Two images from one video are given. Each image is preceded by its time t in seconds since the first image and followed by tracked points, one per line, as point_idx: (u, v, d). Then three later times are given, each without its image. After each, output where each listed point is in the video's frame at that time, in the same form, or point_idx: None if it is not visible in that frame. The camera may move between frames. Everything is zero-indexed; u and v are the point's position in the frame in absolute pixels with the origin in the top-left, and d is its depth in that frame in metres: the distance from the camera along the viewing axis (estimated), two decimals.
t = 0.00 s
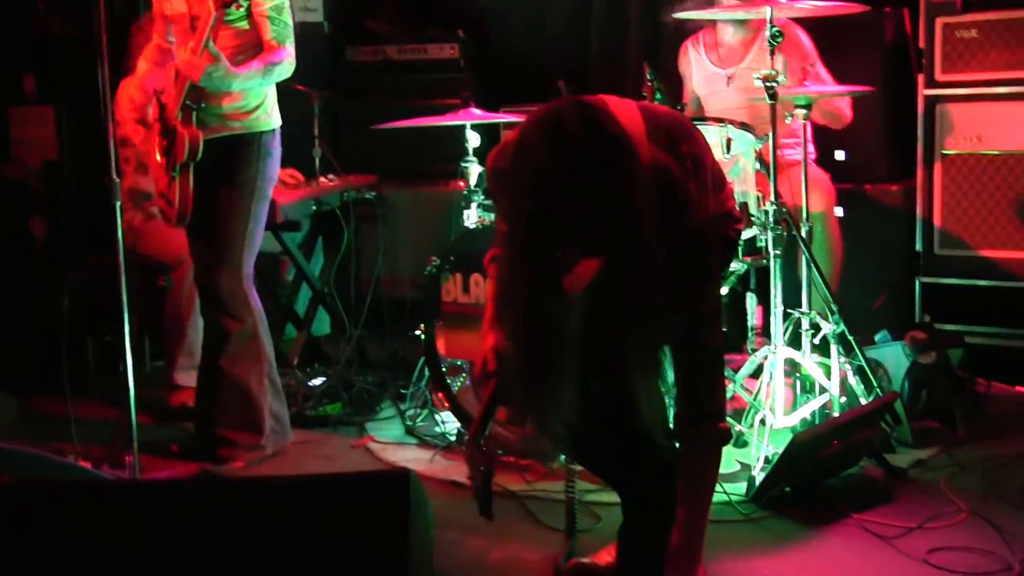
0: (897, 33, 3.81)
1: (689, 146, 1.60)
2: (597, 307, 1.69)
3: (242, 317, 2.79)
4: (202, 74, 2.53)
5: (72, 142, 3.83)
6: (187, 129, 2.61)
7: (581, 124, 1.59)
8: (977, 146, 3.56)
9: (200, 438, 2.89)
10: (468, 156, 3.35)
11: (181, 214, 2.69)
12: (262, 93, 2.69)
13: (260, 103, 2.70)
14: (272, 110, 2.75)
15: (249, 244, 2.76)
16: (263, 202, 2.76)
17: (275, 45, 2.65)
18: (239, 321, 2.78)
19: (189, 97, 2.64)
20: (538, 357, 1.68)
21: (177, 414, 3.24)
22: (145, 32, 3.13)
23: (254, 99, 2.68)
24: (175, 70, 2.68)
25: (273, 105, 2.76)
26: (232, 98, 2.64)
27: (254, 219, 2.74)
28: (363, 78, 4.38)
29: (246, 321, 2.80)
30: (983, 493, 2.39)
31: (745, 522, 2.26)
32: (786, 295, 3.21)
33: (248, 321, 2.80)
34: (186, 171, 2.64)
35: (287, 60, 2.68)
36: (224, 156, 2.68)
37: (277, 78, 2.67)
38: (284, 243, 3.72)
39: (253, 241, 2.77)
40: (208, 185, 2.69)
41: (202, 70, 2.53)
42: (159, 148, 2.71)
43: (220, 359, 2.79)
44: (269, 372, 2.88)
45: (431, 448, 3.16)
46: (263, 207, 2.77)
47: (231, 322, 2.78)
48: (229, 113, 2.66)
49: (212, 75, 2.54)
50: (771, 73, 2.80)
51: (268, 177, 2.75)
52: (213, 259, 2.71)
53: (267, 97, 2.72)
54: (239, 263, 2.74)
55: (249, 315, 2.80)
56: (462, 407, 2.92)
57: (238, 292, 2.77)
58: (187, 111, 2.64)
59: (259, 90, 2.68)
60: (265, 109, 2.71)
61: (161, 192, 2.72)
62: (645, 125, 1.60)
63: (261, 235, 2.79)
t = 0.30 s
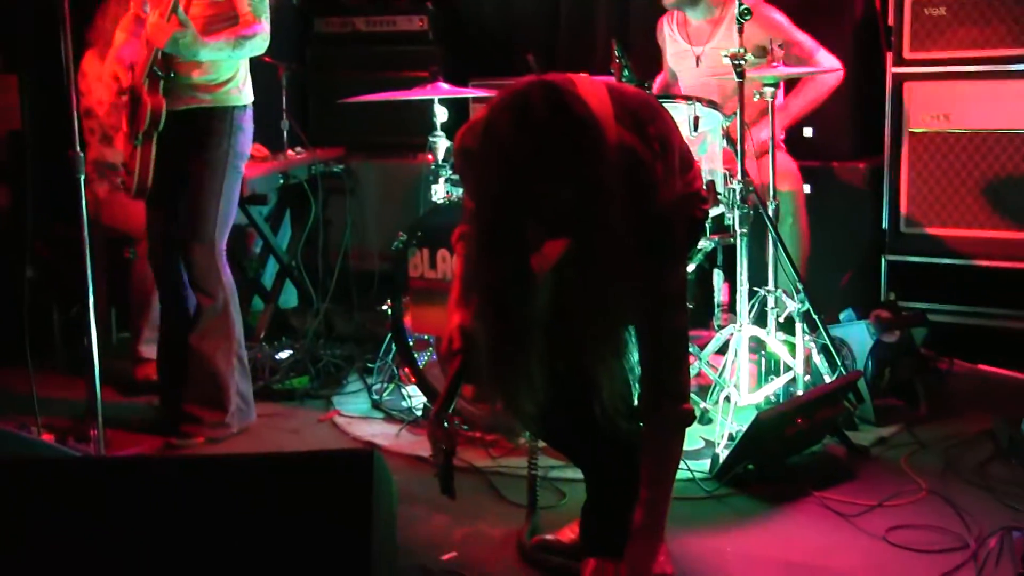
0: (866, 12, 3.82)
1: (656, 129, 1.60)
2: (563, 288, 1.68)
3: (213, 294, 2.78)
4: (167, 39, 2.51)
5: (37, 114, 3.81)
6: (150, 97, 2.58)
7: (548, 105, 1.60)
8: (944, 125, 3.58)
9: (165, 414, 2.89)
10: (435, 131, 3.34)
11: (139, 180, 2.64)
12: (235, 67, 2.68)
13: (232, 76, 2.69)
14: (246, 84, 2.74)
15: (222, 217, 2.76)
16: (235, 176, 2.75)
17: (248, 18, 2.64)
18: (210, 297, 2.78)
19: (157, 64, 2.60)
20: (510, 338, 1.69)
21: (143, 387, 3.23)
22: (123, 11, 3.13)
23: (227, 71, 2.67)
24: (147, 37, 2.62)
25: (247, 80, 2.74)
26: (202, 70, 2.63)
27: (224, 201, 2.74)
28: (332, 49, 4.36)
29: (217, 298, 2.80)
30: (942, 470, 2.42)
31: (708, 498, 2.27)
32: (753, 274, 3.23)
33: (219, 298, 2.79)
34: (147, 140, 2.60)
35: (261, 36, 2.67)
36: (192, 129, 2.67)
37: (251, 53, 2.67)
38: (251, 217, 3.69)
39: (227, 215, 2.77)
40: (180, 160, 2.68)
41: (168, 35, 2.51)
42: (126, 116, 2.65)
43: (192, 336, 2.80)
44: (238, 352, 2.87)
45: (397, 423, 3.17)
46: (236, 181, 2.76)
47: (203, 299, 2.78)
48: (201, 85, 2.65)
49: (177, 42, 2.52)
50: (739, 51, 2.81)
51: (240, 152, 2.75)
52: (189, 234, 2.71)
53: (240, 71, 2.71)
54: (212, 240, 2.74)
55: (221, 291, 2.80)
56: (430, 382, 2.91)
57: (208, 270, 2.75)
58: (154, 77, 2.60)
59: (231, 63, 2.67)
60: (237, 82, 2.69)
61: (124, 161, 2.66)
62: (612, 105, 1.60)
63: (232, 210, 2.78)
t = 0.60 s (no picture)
0: None
1: (634, 109, 1.62)
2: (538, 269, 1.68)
3: (196, 267, 2.78)
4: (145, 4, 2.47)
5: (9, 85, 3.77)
6: (124, 61, 2.54)
7: (525, 86, 1.59)
8: (920, 101, 3.58)
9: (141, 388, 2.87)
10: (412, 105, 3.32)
11: (106, 145, 2.64)
12: (211, 39, 2.65)
13: (207, 48, 2.66)
14: (221, 58, 2.71)
15: (202, 187, 2.74)
16: (212, 148, 2.74)
17: None
18: (193, 270, 2.77)
19: (133, 29, 2.55)
20: (491, 316, 1.69)
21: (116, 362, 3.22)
22: None
23: (203, 43, 2.64)
24: None
25: (223, 53, 2.72)
26: (178, 41, 2.60)
27: (203, 172, 2.73)
28: (310, 20, 4.34)
29: (199, 271, 2.80)
30: (913, 446, 2.44)
31: (681, 475, 2.28)
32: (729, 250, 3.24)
33: (201, 270, 2.80)
34: (117, 105, 2.59)
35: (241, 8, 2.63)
36: (169, 100, 2.67)
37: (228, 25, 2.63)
38: (226, 189, 3.67)
39: (206, 185, 2.75)
40: (157, 130, 2.73)
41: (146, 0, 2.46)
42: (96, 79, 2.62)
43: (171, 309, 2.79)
44: (218, 323, 2.88)
45: (373, 396, 3.17)
46: (213, 153, 2.75)
47: (186, 272, 2.77)
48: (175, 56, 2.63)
49: (155, 8, 2.47)
50: (716, 28, 2.81)
51: (215, 123, 2.73)
52: (172, 207, 2.71)
53: (214, 44, 2.68)
54: (194, 213, 2.74)
55: (203, 264, 2.80)
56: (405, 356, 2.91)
57: (191, 244, 2.75)
58: (129, 42, 2.55)
59: (208, 35, 2.64)
60: (209, 54, 2.66)
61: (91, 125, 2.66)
62: (590, 84, 1.61)
63: (211, 184, 2.76)
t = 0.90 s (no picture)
0: None
1: (616, 103, 1.61)
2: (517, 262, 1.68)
3: (170, 257, 2.77)
4: None
5: None
6: (109, 48, 2.52)
7: (506, 79, 1.59)
8: (902, 94, 3.59)
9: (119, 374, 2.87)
10: (396, 94, 3.31)
11: (83, 131, 2.60)
12: (192, 28, 2.66)
13: (188, 37, 2.66)
14: (200, 47, 2.71)
15: (176, 177, 2.74)
16: (189, 137, 2.75)
17: None
18: (168, 261, 2.76)
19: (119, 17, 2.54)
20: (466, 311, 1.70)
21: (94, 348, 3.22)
22: None
23: (186, 32, 2.65)
24: None
25: (202, 43, 2.72)
26: (160, 28, 2.60)
27: (179, 161, 2.73)
28: (295, 6, 4.32)
29: (174, 261, 2.79)
30: (892, 441, 2.45)
31: (661, 468, 2.29)
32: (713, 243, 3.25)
33: (175, 261, 2.78)
34: (97, 91, 2.56)
35: None
36: (146, 89, 2.66)
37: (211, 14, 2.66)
38: (210, 175, 3.64)
39: (181, 173, 2.75)
40: (133, 118, 2.69)
41: None
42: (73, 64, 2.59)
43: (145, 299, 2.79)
44: (194, 315, 2.87)
45: (354, 385, 3.16)
46: (189, 142, 2.76)
47: (159, 262, 2.77)
48: (155, 44, 2.62)
49: None
50: (701, 20, 2.81)
51: (193, 112, 2.74)
52: (146, 197, 2.70)
53: (196, 32, 2.69)
54: (169, 203, 2.74)
55: (178, 254, 2.79)
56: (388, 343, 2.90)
57: (165, 233, 2.74)
58: (114, 29, 2.54)
59: (190, 24, 2.65)
60: (190, 43, 2.67)
61: (63, 109, 2.62)
62: (572, 76, 1.59)
63: (187, 171, 2.77)
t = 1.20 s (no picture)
0: None
1: (597, 113, 1.63)
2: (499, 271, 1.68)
3: (155, 260, 2.77)
4: None
5: None
6: (92, 50, 2.53)
7: (487, 89, 1.60)
8: (888, 99, 3.59)
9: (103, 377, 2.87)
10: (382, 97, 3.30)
11: (63, 136, 2.60)
12: (175, 30, 2.67)
13: (171, 40, 2.67)
14: (183, 50, 2.72)
15: (160, 181, 2.74)
16: (172, 140, 2.75)
17: None
18: (153, 264, 2.77)
19: (101, 19, 2.55)
20: (452, 321, 1.69)
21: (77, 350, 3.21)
22: None
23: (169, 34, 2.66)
24: None
25: (184, 46, 2.73)
26: (143, 30, 2.60)
27: (163, 165, 2.74)
28: (280, 7, 4.30)
29: (159, 264, 2.78)
30: (872, 446, 2.47)
31: (644, 472, 2.30)
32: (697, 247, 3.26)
33: (160, 264, 2.78)
34: (79, 94, 2.56)
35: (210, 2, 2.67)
36: (129, 93, 2.66)
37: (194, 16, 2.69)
38: (194, 176, 3.63)
39: (164, 177, 2.75)
40: (115, 123, 2.69)
41: None
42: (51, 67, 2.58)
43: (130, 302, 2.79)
44: (179, 317, 2.87)
45: (338, 387, 3.16)
46: (173, 145, 2.76)
47: (145, 265, 2.76)
48: (139, 47, 2.63)
49: None
50: (686, 25, 2.82)
51: (177, 115, 2.74)
52: (130, 202, 2.70)
53: (178, 35, 2.70)
54: (153, 207, 2.74)
55: (163, 257, 2.79)
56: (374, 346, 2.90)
57: (149, 237, 2.75)
58: (96, 31, 2.55)
59: (172, 26, 2.66)
60: (173, 46, 2.68)
61: (41, 111, 2.60)
62: (554, 86, 1.61)
63: (170, 174, 2.77)
